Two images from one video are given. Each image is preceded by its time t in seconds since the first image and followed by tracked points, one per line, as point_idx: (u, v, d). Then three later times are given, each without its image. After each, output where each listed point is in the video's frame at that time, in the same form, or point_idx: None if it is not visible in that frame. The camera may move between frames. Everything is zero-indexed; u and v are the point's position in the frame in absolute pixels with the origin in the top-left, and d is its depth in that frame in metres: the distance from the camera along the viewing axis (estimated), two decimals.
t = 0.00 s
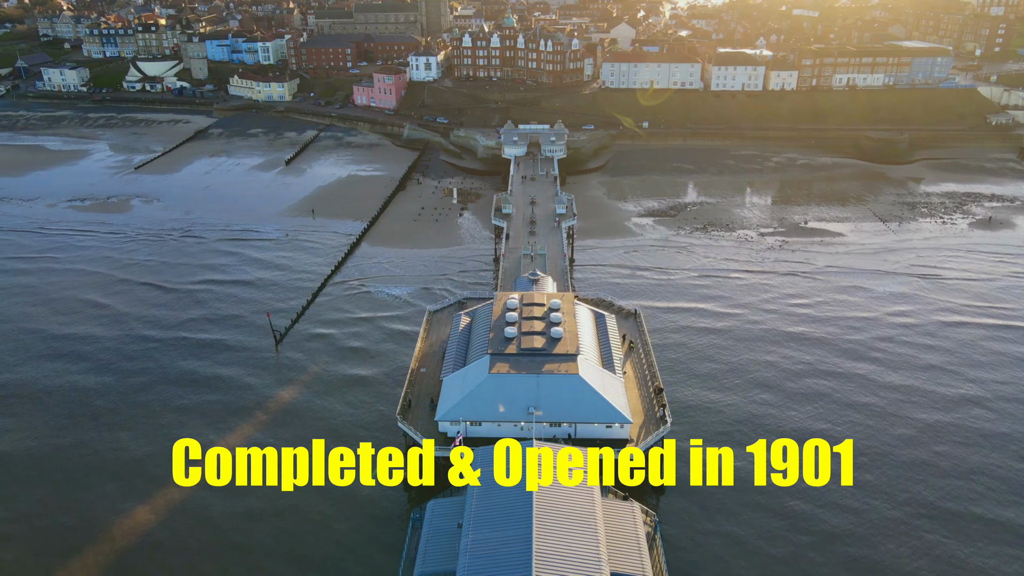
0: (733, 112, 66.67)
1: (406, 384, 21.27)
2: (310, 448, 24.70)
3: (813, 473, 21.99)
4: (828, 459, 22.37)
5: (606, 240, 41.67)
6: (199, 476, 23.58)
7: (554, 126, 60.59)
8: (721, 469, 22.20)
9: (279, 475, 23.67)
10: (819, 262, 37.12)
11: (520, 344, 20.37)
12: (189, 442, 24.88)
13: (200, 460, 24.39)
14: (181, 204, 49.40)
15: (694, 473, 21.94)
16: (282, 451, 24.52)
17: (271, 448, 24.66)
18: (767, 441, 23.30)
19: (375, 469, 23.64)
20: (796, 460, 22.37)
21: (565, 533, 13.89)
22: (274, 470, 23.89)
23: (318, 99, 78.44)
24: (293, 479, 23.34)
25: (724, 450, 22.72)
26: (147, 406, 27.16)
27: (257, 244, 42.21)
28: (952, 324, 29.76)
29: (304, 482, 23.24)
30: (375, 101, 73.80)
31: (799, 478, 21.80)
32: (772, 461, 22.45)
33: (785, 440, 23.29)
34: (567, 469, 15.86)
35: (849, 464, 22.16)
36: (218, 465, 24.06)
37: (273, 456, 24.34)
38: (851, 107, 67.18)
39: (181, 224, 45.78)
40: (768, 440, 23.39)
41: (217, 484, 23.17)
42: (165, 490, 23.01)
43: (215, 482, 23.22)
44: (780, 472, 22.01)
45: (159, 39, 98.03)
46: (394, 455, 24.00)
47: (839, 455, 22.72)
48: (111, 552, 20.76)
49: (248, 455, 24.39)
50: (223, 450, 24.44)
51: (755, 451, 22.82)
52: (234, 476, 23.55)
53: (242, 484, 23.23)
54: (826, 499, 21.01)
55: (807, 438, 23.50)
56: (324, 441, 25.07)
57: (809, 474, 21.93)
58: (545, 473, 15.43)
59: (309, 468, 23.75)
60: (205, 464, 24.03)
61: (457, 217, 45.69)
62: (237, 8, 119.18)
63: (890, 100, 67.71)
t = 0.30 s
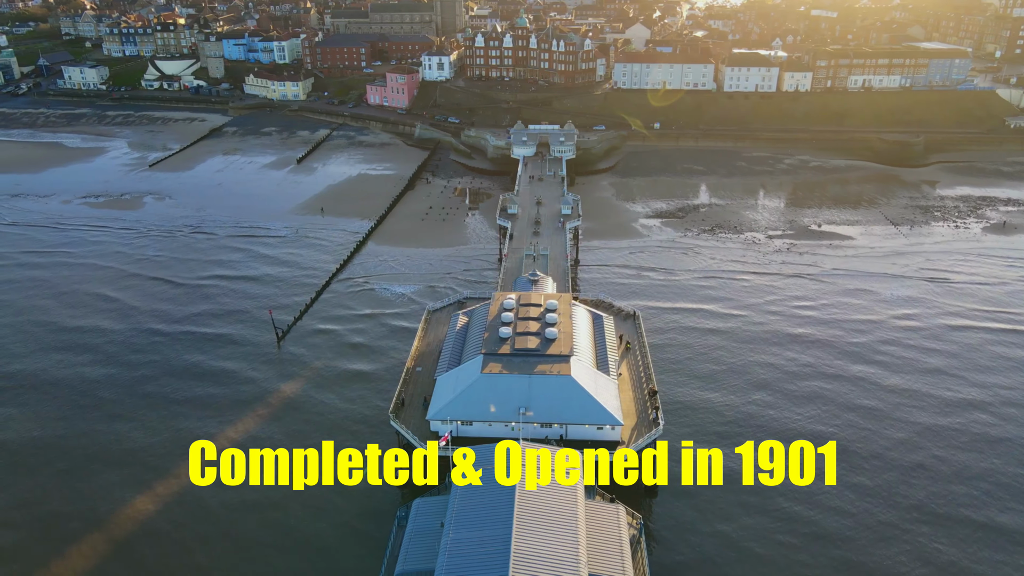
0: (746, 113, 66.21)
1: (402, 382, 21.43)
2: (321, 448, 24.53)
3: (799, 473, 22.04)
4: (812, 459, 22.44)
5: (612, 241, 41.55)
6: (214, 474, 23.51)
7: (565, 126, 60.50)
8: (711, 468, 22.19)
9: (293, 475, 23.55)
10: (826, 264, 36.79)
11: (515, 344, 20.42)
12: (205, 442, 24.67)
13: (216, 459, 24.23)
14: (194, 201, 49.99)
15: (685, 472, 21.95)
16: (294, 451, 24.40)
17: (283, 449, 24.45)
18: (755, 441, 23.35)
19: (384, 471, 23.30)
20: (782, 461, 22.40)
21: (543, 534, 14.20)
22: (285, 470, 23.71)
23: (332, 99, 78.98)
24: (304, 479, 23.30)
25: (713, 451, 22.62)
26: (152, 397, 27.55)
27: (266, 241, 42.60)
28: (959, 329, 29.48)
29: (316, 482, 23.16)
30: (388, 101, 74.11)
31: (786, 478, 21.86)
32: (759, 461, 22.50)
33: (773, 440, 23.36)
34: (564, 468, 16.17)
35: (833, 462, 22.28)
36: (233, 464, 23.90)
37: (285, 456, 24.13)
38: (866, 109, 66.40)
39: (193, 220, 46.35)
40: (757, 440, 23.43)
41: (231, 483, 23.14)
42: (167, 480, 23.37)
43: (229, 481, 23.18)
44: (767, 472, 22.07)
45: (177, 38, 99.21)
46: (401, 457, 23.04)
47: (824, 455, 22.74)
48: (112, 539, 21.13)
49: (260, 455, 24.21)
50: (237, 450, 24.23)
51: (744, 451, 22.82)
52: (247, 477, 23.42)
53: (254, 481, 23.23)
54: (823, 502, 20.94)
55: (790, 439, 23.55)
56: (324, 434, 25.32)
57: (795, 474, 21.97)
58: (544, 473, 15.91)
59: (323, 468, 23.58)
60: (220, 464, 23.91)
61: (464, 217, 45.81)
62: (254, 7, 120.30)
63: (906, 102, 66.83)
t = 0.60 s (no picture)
0: (759, 115, 65.75)
1: (397, 381, 21.57)
2: (322, 448, 24.43)
3: (799, 472, 21.99)
4: (812, 459, 22.35)
5: (618, 241, 41.46)
6: (215, 475, 23.40)
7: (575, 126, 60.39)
8: (711, 468, 22.18)
9: (293, 475, 23.47)
10: (833, 266, 36.50)
11: (508, 344, 20.48)
12: (206, 443, 24.51)
13: (217, 460, 24.09)
14: (206, 198, 50.60)
15: (685, 472, 21.90)
16: (294, 451, 24.30)
17: (283, 450, 24.30)
18: (755, 441, 23.31)
19: (384, 470, 23.14)
20: (783, 461, 22.32)
21: (522, 533, 14.31)
22: (285, 470, 23.63)
23: (346, 98, 79.53)
24: (304, 479, 23.22)
25: (713, 450, 22.66)
26: (157, 389, 27.95)
27: (274, 238, 43.01)
28: (965, 333, 29.13)
29: (317, 482, 23.08)
30: (401, 100, 74.44)
31: (785, 478, 21.79)
32: (759, 461, 22.46)
33: (772, 440, 23.30)
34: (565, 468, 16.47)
35: (832, 463, 22.22)
36: (232, 467, 23.68)
37: (285, 456, 24.02)
38: (881, 111, 65.66)
39: (204, 217, 46.92)
40: (756, 440, 23.39)
41: (230, 484, 23.05)
42: (167, 470, 23.72)
43: (229, 482, 23.08)
44: (767, 472, 22.00)
45: (195, 37, 100.38)
46: (401, 457, 22.82)
47: (823, 455, 22.68)
48: (112, 527, 21.47)
49: (261, 455, 24.12)
50: (237, 452, 24.04)
51: (744, 451, 22.77)
52: (247, 477, 23.33)
53: (254, 482, 23.18)
54: (818, 504, 20.80)
55: (790, 440, 23.45)
56: (323, 428, 25.54)
57: (795, 473, 21.93)
58: (544, 471, 16.19)
59: (324, 468, 23.47)
60: (220, 464, 23.82)
61: (471, 217, 45.94)
62: (272, 7, 121.37)
63: (923, 104, 65.95)
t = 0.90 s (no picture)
0: (772, 117, 65.23)
1: (393, 379, 21.69)
2: (322, 448, 24.35)
3: (799, 473, 21.92)
4: (812, 459, 22.26)
5: (624, 242, 41.30)
6: (215, 475, 23.33)
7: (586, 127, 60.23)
8: (711, 468, 22.19)
9: (293, 475, 23.39)
10: (841, 269, 36.17)
11: (503, 344, 20.52)
12: (206, 443, 24.42)
13: (217, 460, 24.01)
14: (218, 195, 51.22)
15: (685, 472, 21.88)
16: (294, 451, 24.23)
17: (283, 450, 24.24)
18: (756, 442, 23.25)
19: (384, 470, 22.98)
20: (783, 461, 22.28)
21: (502, 533, 14.53)
22: (285, 471, 23.57)
23: (360, 97, 80.03)
24: (304, 479, 23.17)
25: (713, 451, 22.66)
26: (163, 380, 28.35)
27: (284, 235, 43.42)
28: (972, 337, 28.75)
29: (317, 483, 23.02)
30: (414, 100, 74.72)
31: (785, 478, 21.72)
32: (759, 461, 22.40)
33: (772, 440, 23.23)
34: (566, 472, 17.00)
35: (832, 463, 22.12)
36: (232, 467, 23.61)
37: (285, 457, 23.96)
38: (897, 113, 64.86)
39: (216, 214, 47.51)
40: (756, 440, 23.32)
41: (230, 484, 22.99)
42: (169, 460, 24.07)
43: (229, 482, 23.01)
44: (767, 472, 21.93)
45: (214, 36, 101.50)
46: (401, 457, 22.47)
47: (823, 455, 22.61)
48: (113, 514, 21.83)
49: (261, 454, 24.06)
50: (237, 452, 23.95)
51: (744, 452, 22.69)
52: (247, 477, 23.26)
53: (255, 482, 23.12)
54: (813, 506, 20.68)
55: (791, 440, 23.38)
56: (324, 422, 25.77)
57: (795, 473, 21.85)
58: (543, 472, 16.62)
59: (323, 468, 23.42)
60: (220, 464, 23.74)
61: (479, 216, 46.07)
62: (290, 6, 122.37)
63: (940, 107, 65.02)
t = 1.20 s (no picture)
0: (785, 119, 64.73)
1: (388, 378, 21.86)
2: (322, 448, 24.32)
3: (799, 473, 21.83)
4: (812, 460, 22.14)
5: (630, 243, 41.20)
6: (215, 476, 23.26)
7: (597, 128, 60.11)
8: (711, 468, 22.12)
9: (294, 475, 23.36)
10: (849, 272, 35.82)
11: (497, 344, 20.62)
12: (206, 443, 24.32)
13: (217, 460, 23.96)
14: (231, 193, 51.85)
15: (685, 472, 21.82)
16: (294, 451, 24.20)
17: (283, 450, 24.18)
18: (756, 442, 23.19)
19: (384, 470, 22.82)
20: (783, 461, 22.18)
21: (481, 534, 14.66)
22: (285, 471, 23.53)
23: (374, 96, 80.54)
24: (304, 479, 23.16)
25: (713, 451, 22.60)
26: (168, 373, 28.76)
27: (293, 232, 43.83)
28: (978, 341, 28.36)
29: (316, 483, 23.02)
30: (428, 100, 75.02)
31: (785, 478, 21.63)
32: (759, 461, 22.30)
33: (773, 440, 23.14)
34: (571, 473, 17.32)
35: (832, 463, 22.02)
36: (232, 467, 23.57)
37: (285, 457, 23.89)
38: (913, 116, 64.08)
39: (228, 211, 48.08)
40: (756, 441, 23.24)
41: (230, 484, 22.94)
42: (170, 452, 24.42)
43: (229, 483, 22.96)
44: (767, 472, 21.85)
45: (232, 36, 102.63)
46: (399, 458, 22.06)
47: (823, 455, 22.52)
48: (115, 504, 22.18)
49: (261, 454, 24.00)
50: (237, 452, 23.89)
51: (744, 452, 22.62)
52: (247, 477, 23.20)
53: (254, 482, 23.07)
54: (808, 508, 20.55)
55: (791, 440, 23.27)
56: (325, 416, 26.01)
57: (795, 473, 21.77)
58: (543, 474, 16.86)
59: (323, 468, 23.40)
60: (220, 464, 23.68)
61: (486, 216, 46.21)
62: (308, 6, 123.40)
63: (958, 110, 64.07)
